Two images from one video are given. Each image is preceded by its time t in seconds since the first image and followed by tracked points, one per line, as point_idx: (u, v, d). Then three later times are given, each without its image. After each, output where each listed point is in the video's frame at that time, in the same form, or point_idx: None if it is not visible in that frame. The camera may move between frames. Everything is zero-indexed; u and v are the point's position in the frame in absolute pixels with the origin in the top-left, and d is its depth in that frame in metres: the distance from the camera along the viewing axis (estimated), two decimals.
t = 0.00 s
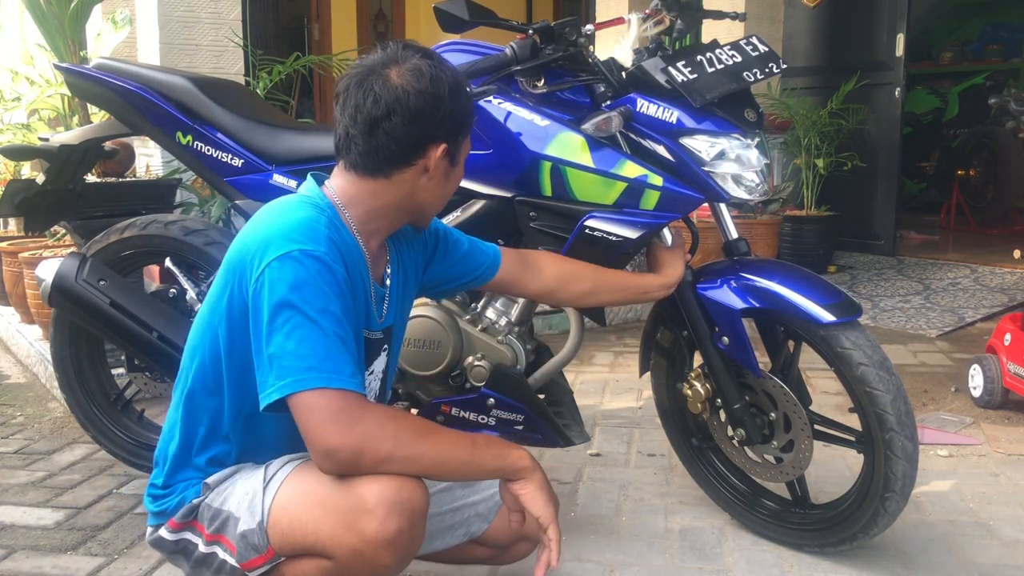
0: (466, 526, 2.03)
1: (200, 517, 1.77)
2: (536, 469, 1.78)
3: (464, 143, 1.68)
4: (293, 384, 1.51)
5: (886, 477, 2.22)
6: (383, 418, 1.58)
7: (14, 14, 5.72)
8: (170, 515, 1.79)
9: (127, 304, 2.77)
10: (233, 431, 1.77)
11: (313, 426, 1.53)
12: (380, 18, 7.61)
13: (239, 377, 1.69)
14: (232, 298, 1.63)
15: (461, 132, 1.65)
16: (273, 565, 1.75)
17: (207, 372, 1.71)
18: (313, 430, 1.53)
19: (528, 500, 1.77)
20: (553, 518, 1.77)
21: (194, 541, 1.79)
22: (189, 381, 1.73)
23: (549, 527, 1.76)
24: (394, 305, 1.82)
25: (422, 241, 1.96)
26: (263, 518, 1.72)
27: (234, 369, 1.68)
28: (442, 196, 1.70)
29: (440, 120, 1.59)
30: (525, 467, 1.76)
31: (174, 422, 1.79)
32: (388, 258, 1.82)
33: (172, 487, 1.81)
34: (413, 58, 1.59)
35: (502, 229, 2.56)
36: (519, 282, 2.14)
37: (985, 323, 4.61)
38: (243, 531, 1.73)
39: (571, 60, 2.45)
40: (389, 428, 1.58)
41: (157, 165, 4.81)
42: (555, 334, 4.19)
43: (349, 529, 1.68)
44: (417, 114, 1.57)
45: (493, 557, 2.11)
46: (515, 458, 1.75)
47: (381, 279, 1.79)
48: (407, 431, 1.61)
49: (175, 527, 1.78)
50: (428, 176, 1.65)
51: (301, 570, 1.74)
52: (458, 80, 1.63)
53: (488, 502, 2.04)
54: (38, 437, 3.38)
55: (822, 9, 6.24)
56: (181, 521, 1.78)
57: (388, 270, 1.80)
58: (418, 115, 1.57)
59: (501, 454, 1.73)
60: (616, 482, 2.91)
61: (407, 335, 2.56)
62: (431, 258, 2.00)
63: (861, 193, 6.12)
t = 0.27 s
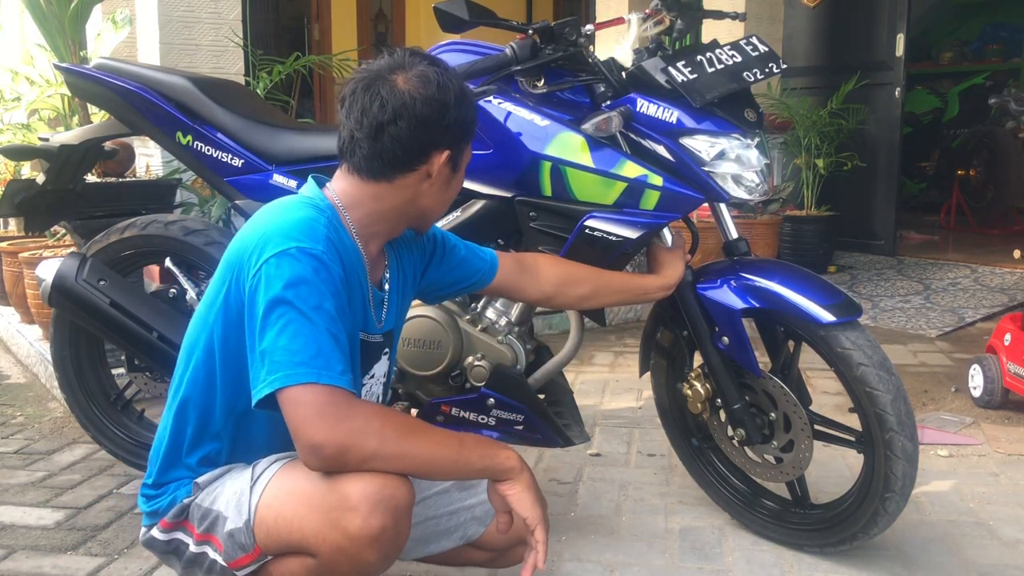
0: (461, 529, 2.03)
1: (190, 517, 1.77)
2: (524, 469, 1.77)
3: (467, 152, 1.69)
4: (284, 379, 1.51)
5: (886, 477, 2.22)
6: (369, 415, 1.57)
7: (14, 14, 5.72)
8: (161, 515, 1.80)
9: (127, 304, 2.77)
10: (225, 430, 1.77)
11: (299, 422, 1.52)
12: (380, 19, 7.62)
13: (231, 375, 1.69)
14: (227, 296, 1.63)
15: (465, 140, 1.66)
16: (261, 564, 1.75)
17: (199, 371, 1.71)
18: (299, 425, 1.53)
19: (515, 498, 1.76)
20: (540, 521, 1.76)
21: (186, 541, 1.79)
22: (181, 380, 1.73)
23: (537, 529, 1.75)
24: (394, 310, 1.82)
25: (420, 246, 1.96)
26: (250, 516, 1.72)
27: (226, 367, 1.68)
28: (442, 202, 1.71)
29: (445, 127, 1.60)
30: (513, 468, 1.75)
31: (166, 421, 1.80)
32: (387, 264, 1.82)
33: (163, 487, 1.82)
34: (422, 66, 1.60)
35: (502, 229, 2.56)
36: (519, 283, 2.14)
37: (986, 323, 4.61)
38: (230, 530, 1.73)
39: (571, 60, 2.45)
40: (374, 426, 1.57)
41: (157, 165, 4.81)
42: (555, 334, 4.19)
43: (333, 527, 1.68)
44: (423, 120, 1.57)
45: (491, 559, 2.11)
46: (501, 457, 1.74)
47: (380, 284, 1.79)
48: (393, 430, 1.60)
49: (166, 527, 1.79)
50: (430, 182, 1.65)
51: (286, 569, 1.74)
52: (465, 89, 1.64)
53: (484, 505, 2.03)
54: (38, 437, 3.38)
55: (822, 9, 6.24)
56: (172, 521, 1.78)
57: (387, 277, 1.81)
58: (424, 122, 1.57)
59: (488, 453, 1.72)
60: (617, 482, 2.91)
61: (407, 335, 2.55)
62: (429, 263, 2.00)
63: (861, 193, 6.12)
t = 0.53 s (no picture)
0: (461, 528, 2.03)
1: (188, 516, 1.77)
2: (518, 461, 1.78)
3: (465, 153, 1.68)
4: (280, 375, 1.51)
5: (886, 477, 2.22)
6: (364, 411, 1.57)
7: (14, 14, 5.72)
8: (160, 514, 1.80)
9: (126, 304, 2.77)
10: (221, 428, 1.77)
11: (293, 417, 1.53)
12: (380, 19, 7.62)
13: (227, 373, 1.69)
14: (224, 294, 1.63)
15: (462, 141, 1.66)
16: (257, 561, 1.76)
17: (195, 370, 1.71)
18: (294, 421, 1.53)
19: (509, 489, 1.78)
20: (536, 513, 1.77)
21: (184, 540, 1.79)
22: (178, 379, 1.74)
23: (533, 521, 1.77)
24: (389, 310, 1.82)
25: (418, 247, 1.97)
26: (247, 513, 1.71)
27: (222, 366, 1.68)
28: (440, 203, 1.71)
29: (441, 128, 1.60)
30: (508, 461, 1.76)
31: (164, 420, 1.80)
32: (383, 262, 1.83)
33: (161, 486, 1.82)
34: (419, 66, 1.60)
35: (502, 229, 2.56)
36: (518, 282, 2.14)
37: (986, 323, 4.61)
38: (227, 527, 1.72)
39: (571, 60, 2.45)
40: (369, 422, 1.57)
41: (157, 165, 4.81)
42: (555, 334, 4.19)
43: (329, 522, 1.68)
44: (419, 120, 1.57)
45: (490, 557, 2.11)
46: (495, 451, 1.75)
47: (376, 284, 1.80)
48: (388, 425, 1.60)
49: (165, 526, 1.79)
50: (427, 182, 1.65)
51: (282, 565, 1.74)
52: (462, 91, 1.64)
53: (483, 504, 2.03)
54: (38, 437, 3.38)
55: (822, 9, 6.24)
56: (171, 520, 1.78)
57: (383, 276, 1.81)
58: (420, 122, 1.57)
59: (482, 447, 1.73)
60: (617, 482, 2.91)
61: (407, 335, 2.55)
62: (427, 265, 2.00)
63: (861, 193, 6.12)
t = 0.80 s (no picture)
0: (462, 526, 2.03)
1: (189, 513, 1.77)
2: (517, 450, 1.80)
3: (458, 151, 1.68)
4: (278, 371, 1.51)
5: (886, 477, 2.22)
6: (362, 404, 1.57)
7: (14, 14, 5.72)
8: (161, 513, 1.80)
9: (127, 303, 2.77)
10: (221, 426, 1.77)
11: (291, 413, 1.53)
12: (380, 18, 7.63)
13: (226, 371, 1.69)
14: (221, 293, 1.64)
15: (455, 139, 1.65)
16: (260, 555, 1.76)
17: (195, 368, 1.71)
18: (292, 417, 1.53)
19: (507, 475, 1.79)
20: (536, 500, 1.79)
21: (185, 538, 1.79)
22: (178, 377, 1.74)
23: (533, 508, 1.78)
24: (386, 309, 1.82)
25: (415, 246, 1.97)
26: (249, 507, 1.72)
27: (222, 363, 1.68)
28: (435, 202, 1.70)
29: (431, 125, 1.59)
30: (507, 449, 1.78)
31: (164, 418, 1.80)
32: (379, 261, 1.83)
33: (162, 485, 1.82)
34: (410, 63, 1.60)
35: (502, 229, 2.56)
36: (518, 282, 2.14)
37: (986, 323, 4.61)
38: (229, 521, 1.73)
39: (571, 60, 2.45)
40: (369, 415, 1.58)
41: (157, 165, 4.81)
42: (555, 334, 4.19)
43: (332, 514, 1.68)
44: (407, 117, 1.57)
45: (490, 555, 2.11)
46: (493, 439, 1.76)
47: (372, 283, 1.80)
48: (387, 418, 1.60)
49: (166, 525, 1.78)
50: (419, 180, 1.64)
51: (285, 559, 1.74)
52: (454, 88, 1.64)
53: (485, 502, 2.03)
54: (38, 437, 3.38)
55: (822, 9, 6.24)
56: (172, 518, 1.78)
57: (380, 274, 1.81)
58: (409, 119, 1.57)
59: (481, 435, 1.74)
60: (617, 482, 2.91)
61: (406, 335, 2.55)
62: (425, 264, 2.00)
63: (861, 193, 6.12)
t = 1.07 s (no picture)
0: (464, 527, 2.03)
1: (194, 510, 1.77)
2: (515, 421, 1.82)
3: (439, 143, 1.64)
4: (275, 368, 1.51)
5: (886, 477, 2.22)
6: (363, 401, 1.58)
7: (14, 15, 5.73)
8: (164, 510, 1.79)
9: (127, 303, 2.77)
10: (222, 423, 1.78)
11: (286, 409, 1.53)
12: (380, 18, 7.63)
13: (226, 368, 1.69)
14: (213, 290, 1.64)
15: (434, 131, 1.62)
16: (272, 546, 1.74)
17: (195, 365, 1.72)
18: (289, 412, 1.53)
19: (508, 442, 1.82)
20: (540, 459, 1.82)
21: (191, 536, 1.78)
22: (178, 373, 1.75)
23: (538, 467, 1.82)
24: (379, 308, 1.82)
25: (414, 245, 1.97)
26: (262, 498, 1.71)
27: (221, 361, 1.69)
28: (423, 198, 1.68)
29: (402, 116, 1.58)
30: (504, 416, 1.81)
31: (169, 415, 1.82)
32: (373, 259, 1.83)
33: (166, 482, 1.82)
34: (387, 56, 1.61)
35: (502, 229, 2.56)
36: (518, 281, 2.14)
37: (986, 323, 4.61)
38: (241, 513, 1.72)
39: (571, 60, 2.44)
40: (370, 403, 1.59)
41: (157, 165, 4.82)
42: (555, 334, 4.19)
43: (346, 501, 1.67)
44: (376, 110, 1.57)
45: (491, 556, 2.11)
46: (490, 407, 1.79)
47: (364, 283, 1.80)
48: (387, 404, 1.61)
49: (169, 522, 1.77)
50: (397, 175, 1.63)
51: (299, 548, 1.72)
52: (431, 79, 1.61)
53: (487, 503, 2.04)
54: (38, 437, 3.38)
55: (822, 9, 6.24)
56: (175, 515, 1.77)
57: (372, 273, 1.81)
58: (379, 110, 1.57)
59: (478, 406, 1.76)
60: (617, 482, 2.91)
61: (406, 335, 2.55)
62: (424, 264, 2.00)
63: (861, 193, 6.12)
